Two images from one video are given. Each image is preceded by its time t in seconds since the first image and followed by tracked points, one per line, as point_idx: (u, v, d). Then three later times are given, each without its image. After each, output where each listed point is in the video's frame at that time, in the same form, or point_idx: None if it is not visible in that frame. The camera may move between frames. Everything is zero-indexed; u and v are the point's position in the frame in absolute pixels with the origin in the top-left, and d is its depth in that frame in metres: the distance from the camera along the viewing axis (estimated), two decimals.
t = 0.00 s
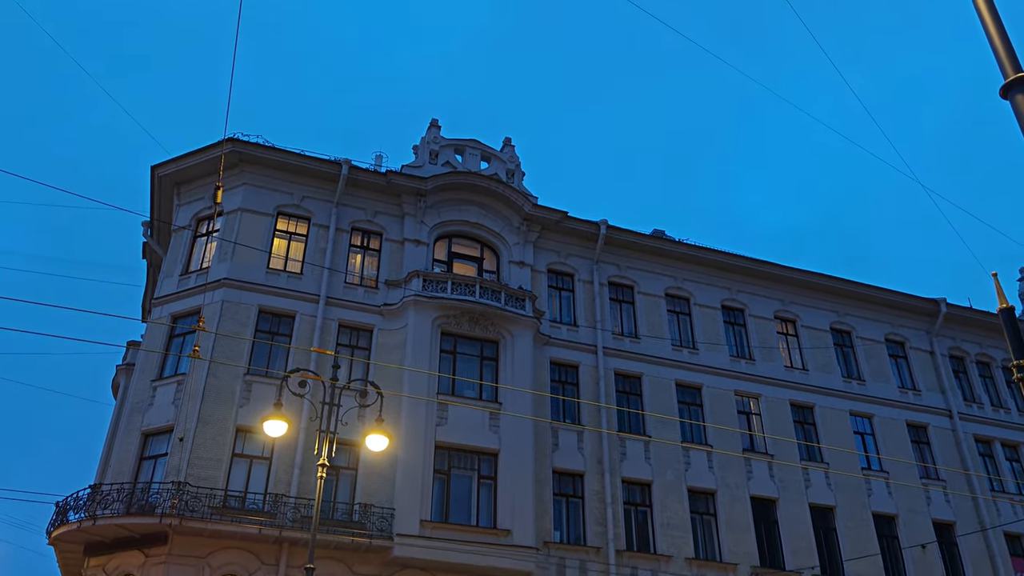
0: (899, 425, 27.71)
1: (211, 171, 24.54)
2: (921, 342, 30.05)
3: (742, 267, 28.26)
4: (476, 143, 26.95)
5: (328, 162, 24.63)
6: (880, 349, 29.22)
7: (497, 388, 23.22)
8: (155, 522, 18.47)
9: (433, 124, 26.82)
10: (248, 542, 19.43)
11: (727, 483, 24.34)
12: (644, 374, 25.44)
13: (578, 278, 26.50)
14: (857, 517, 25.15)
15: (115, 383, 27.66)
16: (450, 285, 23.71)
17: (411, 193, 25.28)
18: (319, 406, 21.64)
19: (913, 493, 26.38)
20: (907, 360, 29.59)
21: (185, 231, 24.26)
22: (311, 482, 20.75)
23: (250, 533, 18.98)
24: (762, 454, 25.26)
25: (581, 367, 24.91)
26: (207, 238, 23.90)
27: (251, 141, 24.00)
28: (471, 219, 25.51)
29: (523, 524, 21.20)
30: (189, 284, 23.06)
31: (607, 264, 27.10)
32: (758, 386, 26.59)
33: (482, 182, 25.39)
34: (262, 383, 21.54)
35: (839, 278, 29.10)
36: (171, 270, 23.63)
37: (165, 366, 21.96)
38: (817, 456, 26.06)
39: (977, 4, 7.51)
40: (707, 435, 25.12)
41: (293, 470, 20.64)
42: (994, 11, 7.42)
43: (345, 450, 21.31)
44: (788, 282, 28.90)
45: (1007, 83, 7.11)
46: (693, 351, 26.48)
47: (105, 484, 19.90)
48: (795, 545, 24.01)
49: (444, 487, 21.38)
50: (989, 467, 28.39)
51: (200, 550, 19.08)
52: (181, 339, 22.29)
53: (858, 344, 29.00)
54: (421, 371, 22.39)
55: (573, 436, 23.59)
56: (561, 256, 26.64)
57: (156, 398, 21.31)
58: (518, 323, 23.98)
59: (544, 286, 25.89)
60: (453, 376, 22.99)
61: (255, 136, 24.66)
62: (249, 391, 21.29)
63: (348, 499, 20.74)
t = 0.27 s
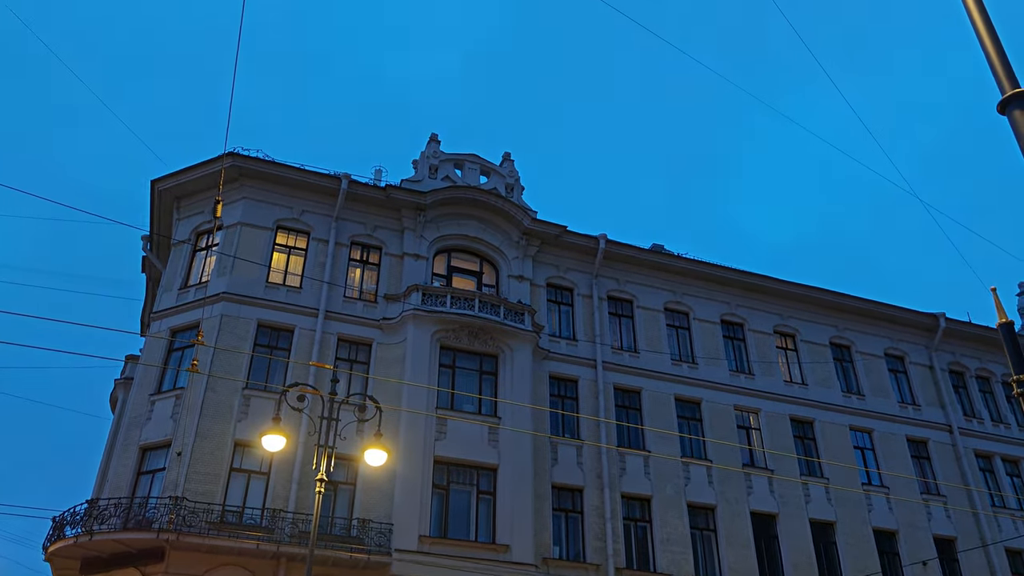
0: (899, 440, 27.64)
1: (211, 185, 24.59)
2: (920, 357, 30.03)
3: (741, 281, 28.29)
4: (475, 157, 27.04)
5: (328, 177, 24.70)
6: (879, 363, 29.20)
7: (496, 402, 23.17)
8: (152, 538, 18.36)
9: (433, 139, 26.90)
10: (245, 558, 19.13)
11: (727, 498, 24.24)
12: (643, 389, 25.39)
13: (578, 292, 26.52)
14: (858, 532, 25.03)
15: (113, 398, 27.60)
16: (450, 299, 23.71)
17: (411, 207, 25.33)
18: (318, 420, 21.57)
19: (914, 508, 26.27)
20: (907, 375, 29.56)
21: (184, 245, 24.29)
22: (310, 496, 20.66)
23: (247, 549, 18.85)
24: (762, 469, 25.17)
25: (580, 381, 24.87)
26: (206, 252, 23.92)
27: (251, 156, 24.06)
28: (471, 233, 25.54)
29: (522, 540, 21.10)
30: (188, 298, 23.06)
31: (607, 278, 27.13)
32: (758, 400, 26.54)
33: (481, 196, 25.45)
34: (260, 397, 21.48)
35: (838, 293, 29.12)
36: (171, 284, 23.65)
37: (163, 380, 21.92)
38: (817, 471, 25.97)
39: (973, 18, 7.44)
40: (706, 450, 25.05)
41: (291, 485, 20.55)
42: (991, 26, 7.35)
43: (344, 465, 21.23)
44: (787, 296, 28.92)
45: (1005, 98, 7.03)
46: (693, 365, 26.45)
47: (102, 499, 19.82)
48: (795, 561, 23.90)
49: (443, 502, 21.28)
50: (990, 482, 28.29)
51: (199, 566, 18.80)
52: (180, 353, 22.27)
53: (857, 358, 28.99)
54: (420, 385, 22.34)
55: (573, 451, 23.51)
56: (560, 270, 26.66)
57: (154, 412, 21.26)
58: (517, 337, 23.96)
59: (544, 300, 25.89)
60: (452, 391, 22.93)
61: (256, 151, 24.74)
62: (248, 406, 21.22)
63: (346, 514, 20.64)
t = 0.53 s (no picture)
0: (899, 456, 27.56)
1: (210, 200, 24.64)
2: (920, 373, 29.99)
3: (740, 296, 28.30)
4: (474, 173, 27.11)
5: (328, 192, 24.76)
6: (878, 379, 29.17)
7: (494, 418, 23.10)
8: (148, 554, 18.24)
9: (432, 154, 26.98)
10: None
11: (726, 514, 24.14)
12: (642, 404, 25.34)
13: (576, 307, 26.53)
14: (858, 549, 24.91)
15: (111, 413, 27.52)
16: (448, 314, 23.69)
17: (410, 222, 25.36)
18: (316, 435, 21.49)
19: (914, 525, 26.15)
20: (906, 391, 29.51)
21: (183, 259, 24.30)
22: (307, 512, 20.55)
23: (244, 566, 18.70)
24: (762, 486, 25.08)
25: (579, 396, 24.81)
26: (205, 267, 23.93)
27: (251, 171, 24.12)
28: (470, 248, 25.56)
29: (521, 556, 20.98)
30: (187, 313, 23.05)
31: (606, 293, 27.14)
32: (757, 416, 26.49)
33: (480, 211, 25.49)
34: (258, 412, 21.41)
35: (837, 308, 29.13)
36: (170, 298, 23.66)
37: (161, 396, 21.86)
38: (817, 487, 25.87)
39: (967, 32, 7.30)
40: (706, 466, 24.97)
41: (288, 501, 20.44)
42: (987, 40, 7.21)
43: (342, 480, 21.14)
44: (786, 312, 28.93)
45: (1002, 115, 6.88)
46: (692, 381, 26.40)
47: (98, 514, 19.71)
48: None
49: (441, 518, 21.17)
50: (990, 498, 28.19)
51: None
52: (178, 368, 22.22)
53: (856, 374, 28.96)
54: (418, 400, 22.28)
55: (571, 466, 23.42)
56: (559, 285, 26.67)
57: (151, 427, 21.19)
58: (516, 352, 23.93)
59: (542, 315, 25.88)
60: (451, 406, 22.87)
61: (255, 166, 24.80)
62: (245, 421, 21.15)
63: (344, 530, 20.52)
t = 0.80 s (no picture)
0: (898, 473, 27.47)
1: (209, 216, 24.67)
2: (918, 390, 29.96)
3: (738, 313, 28.31)
4: (473, 189, 27.18)
5: (326, 208, 24.81)
6: (877, 396, 29.13)
7: (492, 434, 23.02)
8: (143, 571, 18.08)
9: (431, 170, 27.07)
10: None
11: (726, 532, 24.02)
12: (641, 420, 25.28)
13: (575, 323, 26.53)
14: (858, 567, 24.77)
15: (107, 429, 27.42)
16: (447, 330, 23.66)
17: (409, 238, 25.38)
18: (313, 452, 21.40)
19: (914, 543, 26.03)
20: (905, 408, 29.47)
21: (181, 274, 24.29)
22: (304, 529, 20.42)
23: None
24: (761, 503, 24.98)
25: (577, 413, 24.75)
26: (203, 282, 23.92)
27: (250, 187, 24.18)
28: (468, 264, 25.57)
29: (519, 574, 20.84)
30: (184, 328, 23.02)
31: (604, 309, 27.14)
32: (756, 433, 26.42)
33: (479, 227, 25.53)
34: (255, 428, 21.32)
35: (835, 325, 29.15)
36: (167, 314, 23.64)
37: (158, 411, 21.79)
38: (817, 505, 25.77)
39: (964, 52, 7.30)
40: (705, 483, 24.87)
41: (285, 517, 20.32)
42: (983, 61, 7.21)
43: (339, 497, 21.03)
44: (784, 328, 28.94)
45: (998, 133, 6.88)
46: (690, 397, 26.35)
47: (94, 531, 19.57)
48: None
49: (438, 535, 21.04)
50: (990, 516, 28.08)
51: None
52: (175, 383, 22.16)
53: (855, 390, 28.92)
54: (416, 417, 22.21)
55: (570, 483, 23.32)
56: (557, 301, 26.68)
57: (148, 443, 21.10)
58: (514, 368, 23.89)
59: (541, 331, 25.87)
60: (449, 422, 22.79)
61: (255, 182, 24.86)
62: (243, 437, 21.06)
63: (340, 547, 20.39)
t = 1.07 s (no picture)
0: (897, 491, 27.38)
1: (208, 231, 24.69)
2: (917, 406, 29.92)
3: (736, 329, 28.32)
4: (471, 205, 27.23)
5: (325, 223, 24.84)
6: (875, 412, 29.09)
7: (490, 451, 22.94)
8: None
9: (429, 186, 27.13)
10: None
11: (725, 549, 23.89)
12: (639, 437, 25.21)
13: (573, 338, 26.52)
14: None
15: (103, 444, 27.30)
16: (445, 345, 23.62)
17: (407, 253, 25.39)
18: (310, 468, 21.29)
19: (914, 562, 25.90)
20: (904, 424, 29.42)
21: (179, 290, 24.28)
22: (300, 546, 20.28)
23: None
24: (760, 520, 24.87)
25: (575, 429, 24.67)
26: (201, 297, 23.89)
27: (248, 202, 24.21)
28: (466, 280, 25.57)
29: None
30: (182, 343, 22.97)
31: (602, 325, 27.14)
32: (755, 449, 26.35)
33: (477, 243, 25.56)
34: (252, 444, 21.22)
35: (833, 342, 29.15)
36: (165, 329, 23.60)
37: (154, 427, 21.70)
38: (816, 522, 25.66)
39: (959, 69, 7.32)
40: (703, 500, 24.77)
41: (281, 534, 20.19)
42: (980, 79, 7.20)
43: (336, 514, 20.90)
44: (782, 344, 28.93)
45: (995, 150, 6.91)
46: (688, 414, 26.30)
47: (89, 548, 19.43)
48: None
49: (435, 553, 20.90)
50: (990, 534, 27.96)
51: None
52: (172, 399, 22.09)
53: (853, 407, 28.88)
54: (413, 433, 22.14)
55: (568, 499, 23.21)
56: (555, 317, 26.68)
57: (144, 458, 21.01)
58: (512, 384, 23.84)
59: (539, 347, 25.84)
60: (447, 438, 22.70)
61: (253, 197, 24.90)
62: (239, 453, 20.95)
63: (337, 565, 20.25)
